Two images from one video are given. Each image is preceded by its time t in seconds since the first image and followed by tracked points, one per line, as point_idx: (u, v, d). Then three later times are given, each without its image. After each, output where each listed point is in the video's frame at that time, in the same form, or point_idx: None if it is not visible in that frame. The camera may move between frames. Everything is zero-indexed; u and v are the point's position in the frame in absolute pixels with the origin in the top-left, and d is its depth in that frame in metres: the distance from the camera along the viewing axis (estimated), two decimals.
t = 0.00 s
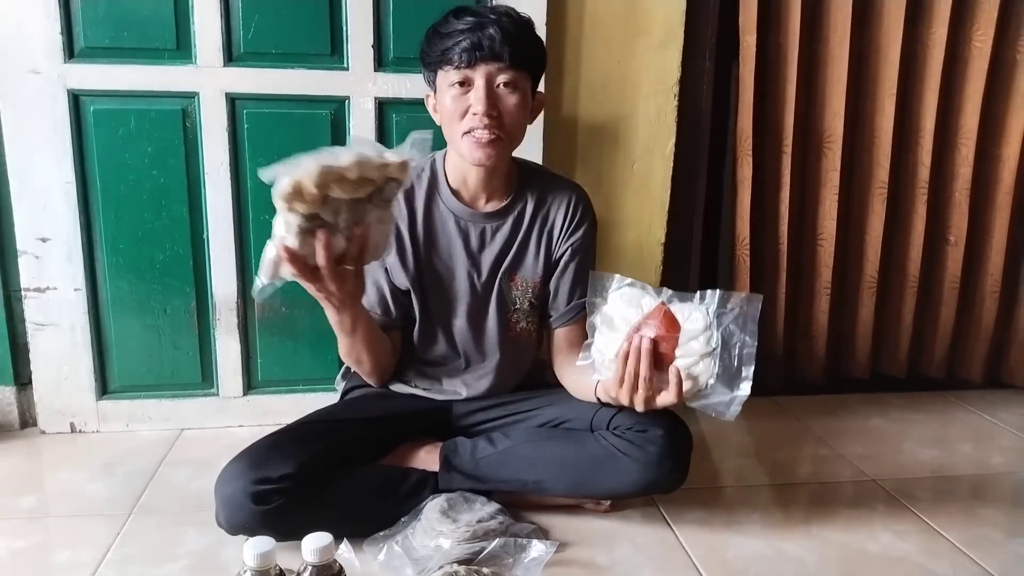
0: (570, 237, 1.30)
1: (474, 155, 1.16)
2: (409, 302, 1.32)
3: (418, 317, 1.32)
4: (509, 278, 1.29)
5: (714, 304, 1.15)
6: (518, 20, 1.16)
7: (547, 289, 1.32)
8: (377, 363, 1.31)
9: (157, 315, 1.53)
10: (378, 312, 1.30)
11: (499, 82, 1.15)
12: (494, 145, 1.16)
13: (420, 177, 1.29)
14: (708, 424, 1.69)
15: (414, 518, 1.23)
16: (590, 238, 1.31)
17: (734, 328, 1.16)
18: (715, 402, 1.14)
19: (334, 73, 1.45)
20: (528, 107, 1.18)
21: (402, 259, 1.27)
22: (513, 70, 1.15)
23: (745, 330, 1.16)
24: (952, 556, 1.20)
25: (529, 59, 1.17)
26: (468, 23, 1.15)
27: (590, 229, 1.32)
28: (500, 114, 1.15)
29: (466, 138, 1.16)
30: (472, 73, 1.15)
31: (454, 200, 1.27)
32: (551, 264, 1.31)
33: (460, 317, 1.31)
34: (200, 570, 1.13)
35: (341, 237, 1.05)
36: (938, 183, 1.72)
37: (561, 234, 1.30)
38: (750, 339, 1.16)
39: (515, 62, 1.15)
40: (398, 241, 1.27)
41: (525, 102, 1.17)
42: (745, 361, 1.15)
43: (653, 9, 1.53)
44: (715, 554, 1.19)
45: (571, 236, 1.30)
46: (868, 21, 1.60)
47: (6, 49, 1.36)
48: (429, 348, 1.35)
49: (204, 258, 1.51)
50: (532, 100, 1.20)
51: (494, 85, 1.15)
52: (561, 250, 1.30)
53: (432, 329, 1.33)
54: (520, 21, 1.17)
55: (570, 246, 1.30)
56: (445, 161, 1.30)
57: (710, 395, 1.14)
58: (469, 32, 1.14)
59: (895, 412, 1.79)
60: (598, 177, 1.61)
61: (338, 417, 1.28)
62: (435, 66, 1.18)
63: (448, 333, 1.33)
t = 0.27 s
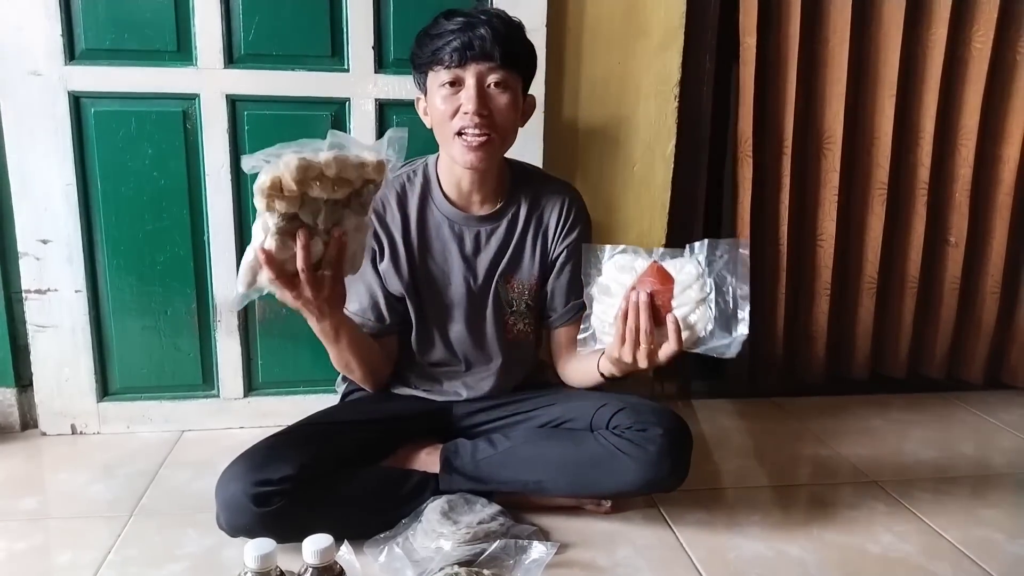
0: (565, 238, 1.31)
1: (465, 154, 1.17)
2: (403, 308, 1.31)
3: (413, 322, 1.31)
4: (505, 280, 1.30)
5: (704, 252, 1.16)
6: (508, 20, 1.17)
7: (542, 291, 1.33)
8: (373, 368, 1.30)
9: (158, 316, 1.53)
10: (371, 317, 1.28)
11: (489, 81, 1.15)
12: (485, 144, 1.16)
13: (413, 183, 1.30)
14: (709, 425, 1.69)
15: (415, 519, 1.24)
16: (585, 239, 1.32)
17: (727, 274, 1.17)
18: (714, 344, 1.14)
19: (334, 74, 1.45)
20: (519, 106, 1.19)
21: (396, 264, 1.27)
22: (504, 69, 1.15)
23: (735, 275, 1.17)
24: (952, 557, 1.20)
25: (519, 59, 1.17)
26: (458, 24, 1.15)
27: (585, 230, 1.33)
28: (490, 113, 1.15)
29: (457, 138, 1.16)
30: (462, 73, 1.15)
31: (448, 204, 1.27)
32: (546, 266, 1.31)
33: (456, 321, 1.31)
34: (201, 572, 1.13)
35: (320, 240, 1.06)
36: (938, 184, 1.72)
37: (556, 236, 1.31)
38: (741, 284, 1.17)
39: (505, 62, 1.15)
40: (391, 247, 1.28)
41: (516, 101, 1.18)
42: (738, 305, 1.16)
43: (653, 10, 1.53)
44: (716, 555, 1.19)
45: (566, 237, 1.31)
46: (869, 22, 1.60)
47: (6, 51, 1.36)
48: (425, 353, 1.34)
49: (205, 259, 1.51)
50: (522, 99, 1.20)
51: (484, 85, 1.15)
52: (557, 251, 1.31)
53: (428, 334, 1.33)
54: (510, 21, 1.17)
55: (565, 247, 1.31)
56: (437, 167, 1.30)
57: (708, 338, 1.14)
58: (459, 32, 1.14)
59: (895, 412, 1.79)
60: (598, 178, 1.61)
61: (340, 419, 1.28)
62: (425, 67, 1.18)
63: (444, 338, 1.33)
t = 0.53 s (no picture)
0: (563, 240, 1.30)
1: (464, 158, 1.16)
2: (400, 312, 1.31)
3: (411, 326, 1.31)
4: (504, 283, 1.29)
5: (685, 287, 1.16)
6: (508, 24, 1.17)
7: (541, 294, 1.32)
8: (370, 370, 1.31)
9: (159, 318, 1.53)
10: (367, 322, 1.29)
11: (489, 85, 1.15)
12: (484, 148, 1.16)
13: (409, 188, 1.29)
14: (709, 427, 1.69)
15: (415, 522, 1.24)
16: (583, 239, 1.32)
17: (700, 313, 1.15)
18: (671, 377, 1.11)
19: (335, 76, 1.45)
20: (518, 111, 1.19)
21: (393, 270, 1.27)
22: (504, 74, 1.15)
23: (709, 314, 1.15)
24: (953, 559, 1.20)
25: (518, 63, 1.17)
26: (459, 27, 1.15)
27: (582, 231, 1.33)
28: (490, 117, 1.15)
29: (456, 142, 1.16)
30: (461, 76, 1.15)
31: (445, 208, 1.27)
32: (544, 268, 1.31)
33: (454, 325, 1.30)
34: (202, 574, 1.13)
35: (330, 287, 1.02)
36: (938, 187, 1.72)
37: (554, 238, 1.31)
38: (711, 323, 1.14)
39: (505, 67, 1.15)
40: (388, 252, 1.27)
41: (515, 106, 1.18)
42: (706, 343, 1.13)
43: (654, 12, 1.54)
44: (716, 557, 1.19)
45: (564, 239, 1.31)
46: (869, 25, 1.60)
47: (8, 52, 1.36)
48: (423, 357, 1.34)
49: (206, 261, 1.51)
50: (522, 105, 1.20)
51: (484, 88, 1.15)
52: (555, 253, 1.31)
53: (426, 337, 1.33)
54: (509, 25, 1.18)
55: (563, 250, 1.31)
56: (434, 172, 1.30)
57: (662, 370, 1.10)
58: (458, 35, 1.14)
59: (896, 415, 1.79)
60: (598, 180, 1.61)
61: (340, 421, 1.28)
62: (424, 69, 1.18)
63: (443, 342, 1.32)
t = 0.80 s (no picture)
0: (563, 243, 1.29)
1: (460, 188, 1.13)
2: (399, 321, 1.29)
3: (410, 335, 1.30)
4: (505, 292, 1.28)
5: (622, 319, 1.14)
6: (504, 43, 1.09)
7: (541, 298, 1.31)
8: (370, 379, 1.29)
9: (159, 317, 1.53)
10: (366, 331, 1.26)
11: (484, 114, 1.09)
12: (479, 180, 1.12)
13: (408, 195, 1.25)
14: (708, 427, 1.69)
15: (415, 521, 1.24)
16: (584, 241, 1.30)
17: (620, 346, 1.11)
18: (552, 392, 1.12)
19: (335, 76, 1.45)
20: (514, 137, 1.13)
21: (392, 283, 1.25)
22: (500, 99, 1.09)
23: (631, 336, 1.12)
24: (952, 559, 1.20)
25: (515, 83, 1.11)
26: (453, 50, 1.08)
27: (583, 232, 1.31)
28: (485, 148, 1.10)
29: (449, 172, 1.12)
30: (456, 104, 1.09)
31: (445, 219, 1.24)
32: (545, 273, 1.30)
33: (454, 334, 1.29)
34: (201, 572, 1.13)
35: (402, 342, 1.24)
36: (937, 187, 1.72)
37: (554, 242, 1.29)
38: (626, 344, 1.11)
39: (501, 92, 1.09)
40: (386, 263, 1.25)
41: (512, 131, 1.12)
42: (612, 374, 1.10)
43: (654, 13, 1.54)
44: (715, 557, 1.19)
45: (565, 241, 1.29)
46: (869, 25, 1.60)
47: (8, 52, 1.36)
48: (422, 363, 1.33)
49: (205, 260, 1.52)
50: (519, 126, 1.14)
51: (479, 117, 1.09)
52: (556, 256, 1.29)
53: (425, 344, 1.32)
54: (506, 42, 1.10)
55: (563, 254, 1.29)
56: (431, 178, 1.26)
57: (569, 390, 1.11)
58: (452, 61, 1.08)
59: (895, 415, 1.79)
60: (598, 180, 1.61)
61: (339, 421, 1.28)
62: (418, 90, 1.12)
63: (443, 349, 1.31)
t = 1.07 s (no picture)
0: (565, 249, 1.29)
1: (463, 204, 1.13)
2: (396, 322, 1.29)
3: (407, 337, 1.30)
4: (505, 296, 1.29)
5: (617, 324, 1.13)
6: (503, 61, 1.06)
7: (541, 302, 1.31)
8: (369, 382, 1.28)
9: (158, 316, 1.53)
10: (365, 333, 1.26)
11: (487, 135, 1.07)
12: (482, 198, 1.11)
13: (408, 198, 1.25)
14: (707, 428, 1.69)
15: (413, 521, 1.24)
16: (586, 246, 1.31)
17: (613, 352, 1.10)
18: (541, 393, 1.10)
19: (336, 75, 1.45)
20: (515, 151, 1.12)
21: (392, 286, 1.25)
22: (500, 117, 1.07)
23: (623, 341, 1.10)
24: (950, 559, 1.20)
25: (515, 99, 1.08)
26: (451, 71, 1.04)
27: (585, 237, 1.31)
28: (488, 166, 1.09)
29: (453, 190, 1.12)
30: (457, 126, 1.07)
31: (445, 224, 1.23)
32: (545, 278, 1.30)
33: (452, 337, 1.29)
34: (200, 571, 1.13)
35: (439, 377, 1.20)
36: (936, 187, 1.73)
37: (555, 247, 1.29)
38: (618, 349, 1.09)
39: (501, 110, 1.07)
40: (386, 267, 1.24)
41: (513, 147, 1.11)
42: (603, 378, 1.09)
43: (655, 13, 1.54)
44: (713, 557, 1.19)
45: (566, 247, 1.29)
46: (868, 25, 1.60)
47: (8, 50, 1.36)
48: (419, 365, 1.33)
49: (205, 259, 1.51)
50: (520, 140, 1.13)
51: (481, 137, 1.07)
52: (557, 262, 1.29)
53: (423, 345, 1.31)
54: (504, 58, 1.06)
55: (564, 259, 1.29)
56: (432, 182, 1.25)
57: (559, 392, 1.10)
58: (451, 82, 1.04)
59: (893, 415, 1.79)
60: (598, 180, 1.61)
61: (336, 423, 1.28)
62: (416, 108, 1.09)
63: (442, 351, 1.31)
